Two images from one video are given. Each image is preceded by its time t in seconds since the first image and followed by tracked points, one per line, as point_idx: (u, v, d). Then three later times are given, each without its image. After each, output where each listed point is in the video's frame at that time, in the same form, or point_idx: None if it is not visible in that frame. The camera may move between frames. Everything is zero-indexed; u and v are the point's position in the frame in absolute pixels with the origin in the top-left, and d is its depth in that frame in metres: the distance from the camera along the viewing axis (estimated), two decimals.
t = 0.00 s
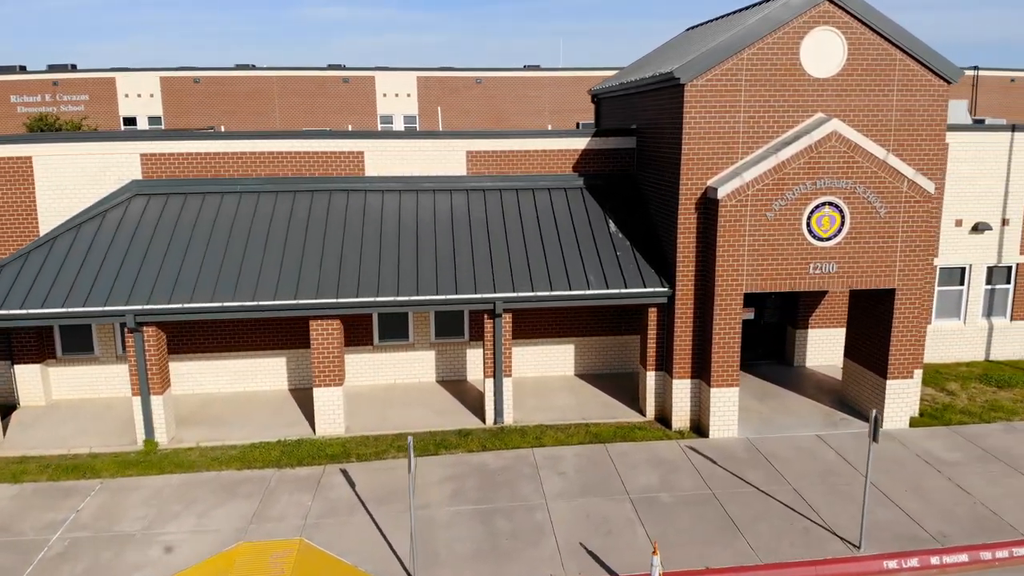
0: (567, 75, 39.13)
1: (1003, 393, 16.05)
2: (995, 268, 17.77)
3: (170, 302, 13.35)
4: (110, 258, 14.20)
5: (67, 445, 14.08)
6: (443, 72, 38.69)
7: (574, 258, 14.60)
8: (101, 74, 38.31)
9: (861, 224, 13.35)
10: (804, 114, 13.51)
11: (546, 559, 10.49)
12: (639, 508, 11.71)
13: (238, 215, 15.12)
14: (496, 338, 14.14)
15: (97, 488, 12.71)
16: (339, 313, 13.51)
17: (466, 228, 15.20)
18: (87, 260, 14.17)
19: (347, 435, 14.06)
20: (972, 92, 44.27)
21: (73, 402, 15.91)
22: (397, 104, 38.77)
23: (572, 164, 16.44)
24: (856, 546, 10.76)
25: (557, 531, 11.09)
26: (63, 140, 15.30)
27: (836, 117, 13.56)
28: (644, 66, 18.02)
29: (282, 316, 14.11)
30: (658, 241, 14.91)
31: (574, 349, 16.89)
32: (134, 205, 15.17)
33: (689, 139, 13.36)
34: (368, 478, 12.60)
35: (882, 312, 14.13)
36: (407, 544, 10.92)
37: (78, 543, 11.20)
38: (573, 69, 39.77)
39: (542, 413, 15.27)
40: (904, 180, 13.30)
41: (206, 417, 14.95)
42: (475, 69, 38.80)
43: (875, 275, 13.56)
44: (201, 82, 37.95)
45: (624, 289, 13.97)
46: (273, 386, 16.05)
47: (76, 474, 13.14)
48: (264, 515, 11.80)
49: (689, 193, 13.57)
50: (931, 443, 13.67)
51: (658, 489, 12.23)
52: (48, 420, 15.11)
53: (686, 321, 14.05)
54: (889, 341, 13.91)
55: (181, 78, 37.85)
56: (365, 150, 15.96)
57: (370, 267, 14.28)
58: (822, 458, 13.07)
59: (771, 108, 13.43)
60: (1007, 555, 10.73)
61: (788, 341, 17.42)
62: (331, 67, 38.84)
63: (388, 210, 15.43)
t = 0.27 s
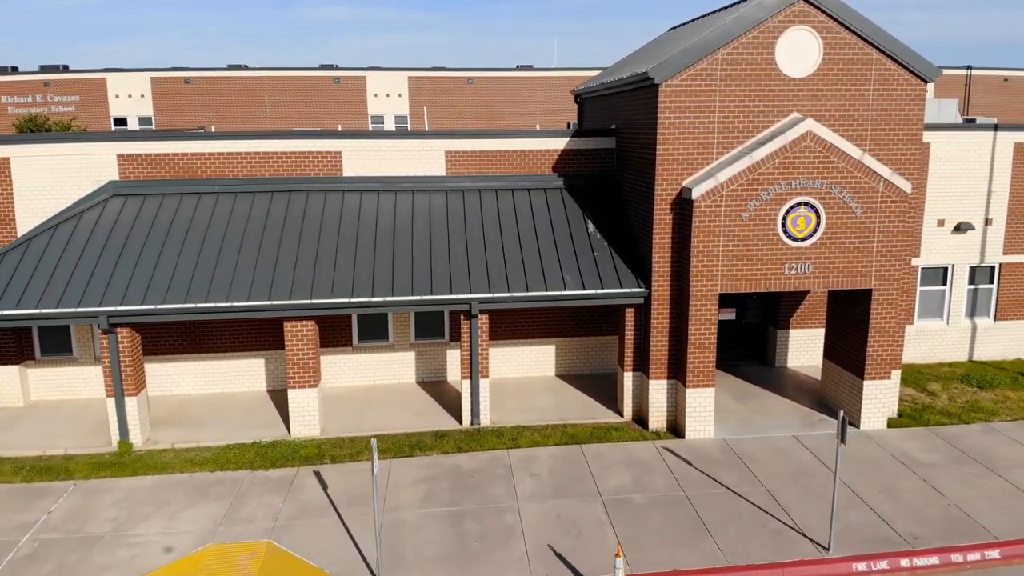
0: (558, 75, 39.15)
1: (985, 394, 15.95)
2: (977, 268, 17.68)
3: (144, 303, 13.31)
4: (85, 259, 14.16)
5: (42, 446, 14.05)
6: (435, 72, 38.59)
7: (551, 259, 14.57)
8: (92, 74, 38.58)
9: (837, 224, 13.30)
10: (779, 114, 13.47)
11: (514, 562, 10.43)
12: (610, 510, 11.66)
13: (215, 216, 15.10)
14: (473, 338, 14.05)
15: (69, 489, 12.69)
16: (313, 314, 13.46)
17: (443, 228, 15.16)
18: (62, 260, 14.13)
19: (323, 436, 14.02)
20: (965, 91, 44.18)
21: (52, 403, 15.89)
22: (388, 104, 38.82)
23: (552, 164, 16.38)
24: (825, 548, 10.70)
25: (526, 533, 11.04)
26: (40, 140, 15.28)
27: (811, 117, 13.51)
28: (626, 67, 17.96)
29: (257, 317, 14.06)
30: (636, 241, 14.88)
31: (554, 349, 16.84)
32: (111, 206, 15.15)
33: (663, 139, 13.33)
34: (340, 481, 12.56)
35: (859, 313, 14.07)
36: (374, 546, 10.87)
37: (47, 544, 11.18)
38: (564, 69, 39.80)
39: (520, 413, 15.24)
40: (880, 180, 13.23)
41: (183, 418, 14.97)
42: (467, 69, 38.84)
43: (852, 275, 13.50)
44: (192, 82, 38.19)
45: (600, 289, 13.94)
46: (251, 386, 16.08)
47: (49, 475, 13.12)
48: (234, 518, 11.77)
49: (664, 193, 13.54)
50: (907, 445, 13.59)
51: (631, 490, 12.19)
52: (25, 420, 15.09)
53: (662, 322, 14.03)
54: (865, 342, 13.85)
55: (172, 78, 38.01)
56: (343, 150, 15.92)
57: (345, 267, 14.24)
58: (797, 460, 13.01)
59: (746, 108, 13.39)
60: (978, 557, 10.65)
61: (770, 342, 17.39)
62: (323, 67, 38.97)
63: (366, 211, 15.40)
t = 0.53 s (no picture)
0: (549, 75, 39.35)
1: (965, 395, 15.89)
2: (960, 268, 17.61)
3: (117, 304, 13.27)
4: (60, 259, 14.12)
5: (16, 448, 13.97)
6: (425, 72, 38.98)
7: (528, 259, 14.53)
8: (83, 74, 38.82)
9: (812, 225, 13.24)
10: (754, 115, 13.44)
11: (481, 564, 10.31)
12: (581, 511, 11.59)
13: (192, 216, 15.07)
14: (448, 339, 13.87)
15: (41, 490, 12.65)
16: (287, 315, 13.43)
17: (420, 228, 15.12)
18: (37, 261, 14.10)
19: (298, 438, 14.01)
20: (957, 91, 44.22)
21: (30, 404, 15.86)
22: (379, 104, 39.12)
23: (531, 164, 16.31)
24: (793, 550, 10.62)
25: (494, 535, 10.95)
26: (17, 141, 15.26)
27: (786, 118, 13.47)
28: (607, 67, 17.92)
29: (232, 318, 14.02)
30: (613, 242, 14.84)
31: (534, 350, 16.80)
32: (87, 207, 15.12)
33: (637, 140, 13.29)
34: (312, 483, 12.51)
35: (835, 314, 14.02)
36: (340, 548, 10.81)
37: (13, 545, 11.14)
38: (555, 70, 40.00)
39: (496, 413, 15.22)
40: (856, 180, 13.17)
41: (160, 419, 14.95)
42: (458, 69, 39.04)
43: (827, 276, 13.44)
44: (183, 83, 38.44)
45: (576, 291, 13.89)
46: (229, 387, 16.08)
47: (22, 475, 13.09)
48: (203, 519, 11.72)
49: (638, 194, 13.50)
50: (883, 446, 13.52)
51: (602, 492, 12.12)
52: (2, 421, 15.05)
53: (637, 323, 14.00)
54: (841, 343, 13.80)
55: (163, 78, 38.29)
56: (320, 150, 15.88)
57: (320, 268, 14.21)
58: (771, 462, 12.95)
59: (721, 109, 13.35)
60: (948, 560, 10.56)
61: (750, 342, 17.38)
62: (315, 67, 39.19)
63: (343, 211, 15.36)
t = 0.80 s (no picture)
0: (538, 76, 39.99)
1: (945, 396, 15.85)
2: (942, 269, 17.57)
3: (91, 304, 13.24)
4: (34, 259, 14.10)
5: None
6: (416, 73, 39.68)
7: (505, 259, 14.50)
8: (74, 74, 39.10)
9: (787, 225, 13.22)
10: (728, 115, 13.42)
11: (446, 565, 10.24)
12: (551, 513, 11.54)
13: (169, 216, 15.06)
14: (423, 340, 13.84)
15: (13, 491, 12.63)
16: (261, 315, 13.40)
17: (397, 228, 15.10)
18: (12, 261, 14.07)
19: (273, 439, 13.99)
20: (949, 91, 44.37)
21: (8, 405, 15.84)
22: (371, 104, 39.72)
23: (510, 163, 16.30)
24: (761, 552, 10.57)
25: (462, 536, 10.89)
26: None
27: (761, 118, 13.43)
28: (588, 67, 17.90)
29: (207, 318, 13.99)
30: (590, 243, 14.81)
31: (514, 350, 16.76)
32: (64, 207, 15.12)
33: (612, 140, 13.26)
34: (283, 484, 12.48)
35: (811, 315, 13.98)
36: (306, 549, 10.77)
37: None
38: (544, 70, 40.61)
39: (473, 413, 15.20)
40: (831, 181, 13.14)
41: (137, 419, 14.95)
42: (449, 69, 39.75)
43: (801, 277, 13.42)
44: (173, 82, 38.75)
45: (551, 291, 13.86)
46: (207, 387, 16.07)
47: None
48: (172, 520, 11.70)
49: (613, 195, 13.47)
50: (859, 448, 13.47)
51: (574, 493, 12.08)
52: None
53: (613, 323, 13.98)
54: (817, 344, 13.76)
55: (153, 78, 38.67)
56: (297, 150, 15.86)
57: (295, 268, 14.19)
58: (745, 463, 12.91)
59: (695, 109, 13.32)
60: (917, 563, 10.49)
61: (731, 342, 17.37)
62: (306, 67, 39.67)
63: (321, 211, 15.35)
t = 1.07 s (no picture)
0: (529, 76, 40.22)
1: (925, 397, 15.81)
2: (924, 269, 17.52)
3: (65, 305, 13.20)
4: (10, 259, 14.06)
5: None
6: (408, 72, 39.89)
7: (482, 260, 14.46)
8: (65, 74, 39.20)
9: (761, 226, 13.21)
10: (704, 116, 13.39)
11: (413, 568, 10.19)
12: (522, 514, 11.48)
13: (146, 216, 15.04)
14: (399, 341, 13.82)
15: None
16: (236, 316, 13.37)
17: (374, 228, 15.06)
18: None
19: (248, 440, 13.97)
20: (942, 91, 44.46)
21: None
22: (362, 104, 39.73)
23: (489, 164, 16.30)
24: (729, 554, 10.52)
25: (431, 538, 10.84)
26: None
27: (736, 118, 13.40)
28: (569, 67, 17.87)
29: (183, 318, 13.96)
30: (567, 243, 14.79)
31: (494, 351, 16.72)
32: (42, 207, 15.10)
33: (586, 140, 13.23)
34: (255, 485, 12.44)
35: (787, 315, 13.95)
36: (273, 550, 10.72)
37: None
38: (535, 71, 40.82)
39: (451, 413, 15.17)
40: (806, 181, 13.12)
41: (114, 420, 14.92)
42: (441, 69, 40.01)
43: (776, 278, 13.41)
44: (164, 82, 38.84)
45: (527, 292, 13.81)
46: (186, 387, 16.04)
47: None
48: (143, 522, 11.66)
49: (588, 195, 13.45)
50: (834, 449, 13.43)
51: (546, 494, 12.02)
52: None
53: (589, 324, 13.94)
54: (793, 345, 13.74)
55: (144, 78, 38.76)
56: (275, 150, 15.82)
57: (271, 268, 14.17)
58: (720, 464, 12.87)
59: (670, 109, 13.30)
60: (886, 566, 10.44)
61: (712, 343, 17.35)
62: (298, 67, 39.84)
63: (298, 211, 15.33)
